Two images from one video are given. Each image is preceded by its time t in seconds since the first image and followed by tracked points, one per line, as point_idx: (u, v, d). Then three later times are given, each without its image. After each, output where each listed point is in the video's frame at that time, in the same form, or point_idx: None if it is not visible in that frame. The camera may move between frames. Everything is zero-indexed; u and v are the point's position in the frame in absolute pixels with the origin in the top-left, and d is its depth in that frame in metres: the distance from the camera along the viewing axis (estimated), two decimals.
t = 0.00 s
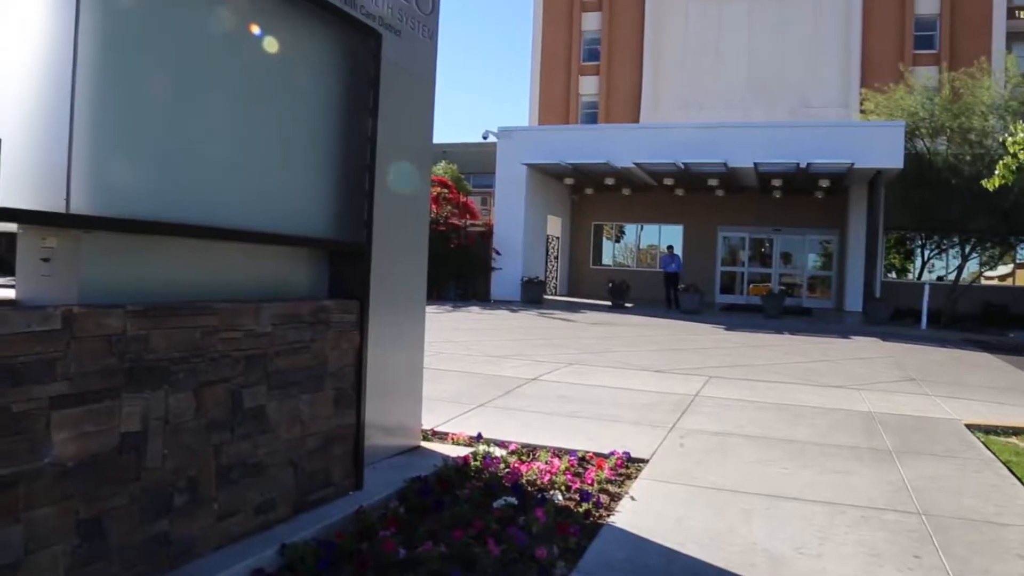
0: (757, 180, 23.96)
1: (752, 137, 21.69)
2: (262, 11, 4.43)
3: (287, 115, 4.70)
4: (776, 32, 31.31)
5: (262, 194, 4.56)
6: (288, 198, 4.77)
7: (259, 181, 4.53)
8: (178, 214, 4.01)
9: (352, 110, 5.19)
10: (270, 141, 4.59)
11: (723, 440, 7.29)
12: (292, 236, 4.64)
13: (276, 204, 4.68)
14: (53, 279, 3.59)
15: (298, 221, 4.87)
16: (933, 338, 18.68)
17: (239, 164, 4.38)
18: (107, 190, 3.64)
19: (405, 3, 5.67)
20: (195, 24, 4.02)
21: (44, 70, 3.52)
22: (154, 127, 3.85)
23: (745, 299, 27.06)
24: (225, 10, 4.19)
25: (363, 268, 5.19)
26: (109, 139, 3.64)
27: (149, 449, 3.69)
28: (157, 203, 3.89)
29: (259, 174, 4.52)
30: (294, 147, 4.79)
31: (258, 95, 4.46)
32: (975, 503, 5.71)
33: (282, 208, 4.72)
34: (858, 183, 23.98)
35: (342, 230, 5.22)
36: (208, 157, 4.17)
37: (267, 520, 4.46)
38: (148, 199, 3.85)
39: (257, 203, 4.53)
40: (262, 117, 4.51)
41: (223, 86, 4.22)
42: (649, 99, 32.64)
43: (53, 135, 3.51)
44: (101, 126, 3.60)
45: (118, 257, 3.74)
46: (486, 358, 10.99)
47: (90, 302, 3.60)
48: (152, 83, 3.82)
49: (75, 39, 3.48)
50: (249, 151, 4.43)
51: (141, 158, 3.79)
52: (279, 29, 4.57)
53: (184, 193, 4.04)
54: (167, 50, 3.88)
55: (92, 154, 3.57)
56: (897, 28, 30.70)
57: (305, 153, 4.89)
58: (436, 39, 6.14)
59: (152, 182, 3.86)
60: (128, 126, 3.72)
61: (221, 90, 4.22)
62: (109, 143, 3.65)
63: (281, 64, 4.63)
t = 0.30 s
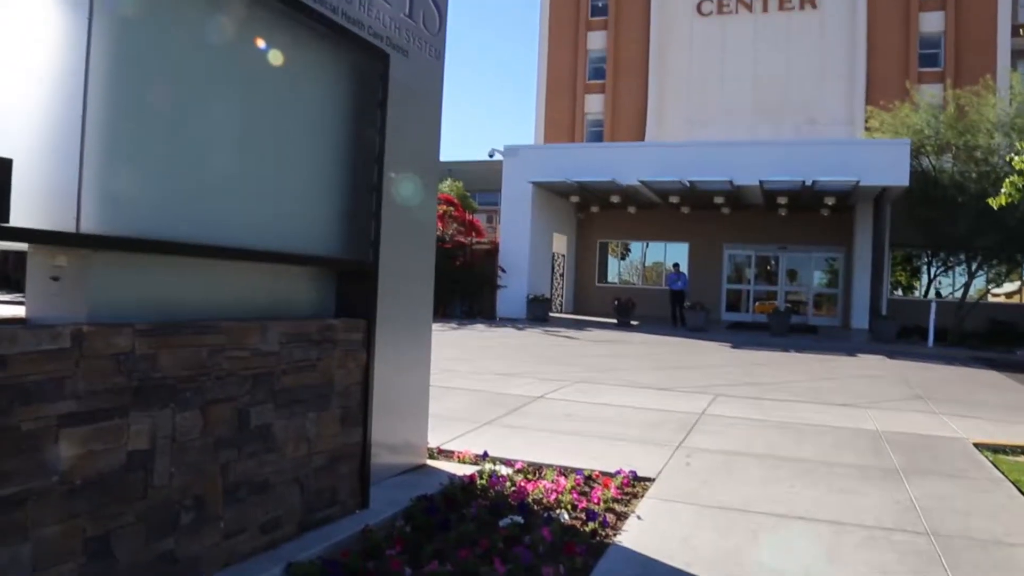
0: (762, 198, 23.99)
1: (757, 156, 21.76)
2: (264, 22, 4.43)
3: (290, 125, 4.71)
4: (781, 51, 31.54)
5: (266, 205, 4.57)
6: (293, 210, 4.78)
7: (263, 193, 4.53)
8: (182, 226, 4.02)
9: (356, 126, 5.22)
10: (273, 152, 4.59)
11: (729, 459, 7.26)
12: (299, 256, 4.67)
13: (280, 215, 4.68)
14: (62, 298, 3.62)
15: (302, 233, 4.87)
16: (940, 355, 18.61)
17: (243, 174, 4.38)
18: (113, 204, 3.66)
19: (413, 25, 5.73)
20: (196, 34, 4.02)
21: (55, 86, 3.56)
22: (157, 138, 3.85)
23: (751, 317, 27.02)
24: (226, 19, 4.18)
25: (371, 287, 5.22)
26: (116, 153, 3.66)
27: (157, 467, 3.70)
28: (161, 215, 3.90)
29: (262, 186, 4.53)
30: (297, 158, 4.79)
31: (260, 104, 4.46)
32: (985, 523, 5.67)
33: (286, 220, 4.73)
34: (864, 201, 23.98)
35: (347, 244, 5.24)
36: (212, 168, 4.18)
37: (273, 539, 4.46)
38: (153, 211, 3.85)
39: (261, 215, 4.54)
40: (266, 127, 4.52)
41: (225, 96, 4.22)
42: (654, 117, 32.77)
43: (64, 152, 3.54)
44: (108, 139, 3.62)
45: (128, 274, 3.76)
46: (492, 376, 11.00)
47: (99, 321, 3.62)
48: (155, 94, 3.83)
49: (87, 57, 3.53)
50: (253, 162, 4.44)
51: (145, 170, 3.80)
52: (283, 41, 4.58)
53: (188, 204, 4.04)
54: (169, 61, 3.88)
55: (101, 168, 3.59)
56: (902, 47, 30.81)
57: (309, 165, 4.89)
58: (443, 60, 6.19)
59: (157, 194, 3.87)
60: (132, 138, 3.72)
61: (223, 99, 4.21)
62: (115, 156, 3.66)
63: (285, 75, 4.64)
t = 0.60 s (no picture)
0: (768, 216, 24.00)
1: (762, 175, 21.80)
2: (267, 30, 4.42)
3: (294, 132, 4.71)
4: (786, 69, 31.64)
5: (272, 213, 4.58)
6: (299, 218, 4.79)
7: (269, 202, 4.54)
8: (190, 236, 4.03)
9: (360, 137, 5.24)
10: (278, 159, 4.59)
11: (736, 479, 7.23)
12: (307, 277, 4.69)
13: (287, 224, 4.69)
14: (70, 318, 3.63)
15: (309, 242, 4.89)
16: (947, 373, 18.52)
17: (248, 182, 4.38)
18: (123, 217, 3.69)
19: (421, 46, 5.79)
20: (197, 41, 4.01)
21: (66, 95, 3.62)
22: (163, 149, 3.86)
23: (756, 335, 26.96)
24: (225, 25, 4.17)
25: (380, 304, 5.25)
26: (124, 165, 3.68)
27: (164, 486, 3.71)
28: (169, 226, 3.92)
29: (267, 195, 4.53)
30: (302, 165, 4.79)
31: (262, 111, 4.45)
32: (993, 543, 5.64)
33: (292, 228, 4.74)
34: (869, 219, 23.97)
35: (354, 252, 5.26)
36: (217, 176, 4.18)
37: (280, 558, 4.45)
38: (160, 221, 3.87)
39: (268, 222, 4.54)
40: (269, 134, 4.52)
41: (227, 104, 4.21)
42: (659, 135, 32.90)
43: (74, 166, 3.59)
44: (116, 152, 3.65)
45: (138, 289, 3.80)
46: (497, 395, 10.99)
47: (108, 341, 3.65)
48: (160, 105, 3.84)
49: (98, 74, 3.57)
50: (256, 169, 4.44)
51: (153, 182, 3.83)
52: (286, 49, 4.58)
53: (195, 213, 4.06)
54: (172, 71, 3.89)
55: (109, 181, 3.62)
56: (906, 65, 30.89)
57: (314, 174, 4.90)
58: (450, 81, 6.25)
59: (164, 206, 3.89)
60: (139, 151, 3.75)
61: (226, 109, 4.22)
62: (123, 169, 3.68)
63: (288, 83, 4.64)
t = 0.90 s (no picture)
0: (773, 235, 24.01)
1: (767, 193, 21.82)
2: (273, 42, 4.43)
3: (298, 138, 4.70)
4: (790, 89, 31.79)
5: (276, 219, 4.57)
6: (304, 223, 4.79)
7: (273, 209, 4.54)
8: (196, 245, 4.04)
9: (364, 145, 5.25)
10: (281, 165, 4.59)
11: (743, 499, 7.19)
12: (314, 296, 4.70)
13: (292, 229, 4.69)
14: (80, 339, 3.65)
15: (315, 248, 4.89)
16: (954, 393, 18.43)
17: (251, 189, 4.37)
18: (133, 228, 3.71)
19: (428, 68, 5.84)
20: (200, 50, 4.01)
21: (73, 102, 3.68)
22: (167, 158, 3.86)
23: (762, 354, 26.88)
24: (233, 37, 4.19)
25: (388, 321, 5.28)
26: (132, 176, 3.70)
27: (171, 507, 3.71)
28: (175, 235, 3.92)
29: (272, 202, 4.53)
30: (304, 170, 4.78)
31: (267, 120, 4.46)
32: (1003, 565, 5.59)
33: (297, 234, 4.74)
34: (874, 237, 23.94)
35: (358, 258, 5.27)
36: (220, 184, 4.18)
37: None
38: (167, 230, 3.88)
39: (272, 229, 4.54)
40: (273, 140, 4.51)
41: (231, 113, 4.21)
42: (664, 155, 33.00)
43: (84, 180, 3.62)
44: (124, 164, 3.66)
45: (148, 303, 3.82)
46: (503, 414, 10.98)
47: (116, 362, 3.66)
48: (164, 114, 3.84)
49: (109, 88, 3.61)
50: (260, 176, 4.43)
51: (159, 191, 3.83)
52: (293, 61, 4.58)
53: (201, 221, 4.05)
54: (177, 82, 3.89)
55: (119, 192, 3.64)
56: (909, 83, 30.96)
57: (318, 179, 4.89)
58: (456, 102, 6.29)
59: (169, 215, 3.89)
60: (146, 161, 3.76)
61: (233, 119, 4.23)
62: (131, 179, 3.69)
63: (293, 93, 4.65)
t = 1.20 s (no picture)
0: (777, 255, 24.00)
1: (771, 214, 21.85)
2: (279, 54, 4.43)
3: (302, 149, 4.71)
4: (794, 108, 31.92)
5: (282, 229, 4.58)
6: (310, 233, 4.80)
7: (279, 223, 4.56)
8: (202, 255, 4.05)
9: (366, 158, 5.26)
10: (286, 176, 4.60)
11: (749, 521, 7.15)
12: (321, 317, 4.70)
13: (297, 240, 4.70)
14: (88, 360, 3.66)
15: (320, 257, 4.89)
16: (960, 412, 18.32)
17: (256, 200, 4.39)
18: (141, 243, 3.73)
19: (434, 91, 5.88)
20: (207, 64, 4.04)
21: (81, 113, 3.73)
22: (173, 170, 3.88)
23: (767, 373, 26.77)
24: (241, 52, 4.22)
25: (393, 342, 5.29)
26: (141, 188, 3.72)
27: (176, 529, 3.71)
28: (183, 245, 3.94)
29: (277, 212, 4.53)
30: (310, 180, 4.79)
31: (273, 133, 4.48)
32: None
33: (303, 244, 4.74)
34: (879, 257, 23.91)
35: (364, 270, 5.29)
36: (226, 196, 4.19)
37: None
38: (175, 242, 3.90)
39: (278, 238, 4.55)
40: (277, 151, 4.52)
41: (237, 125, 4.24)
42: (668, 174, 33.10)
43: (95, 194, 3.65)
44: (133, 178, 3.69)
45: (156, 320, 3.83)
46: (508, 434, 10.94)
47: (124, 384, 3.67)
48: (172, 127, 3.87)
49: (123, 106, 3.64)
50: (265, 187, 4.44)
51: (167, 204, 3.85)
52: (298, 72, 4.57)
53: (207, 232, 4.08)
54: (184, 95, 3.92)
55: (128, 207, 3.66)
56: (912, 103, 31.04)
57: (324, 191, 4.92)
58: (462, 125, 6.34)
59: (177, 226, 3.91)
60: (154, 175, 3.78)
61: (239, 132, 4.25)
62: (139, 193, 3.72)
63: (298, 105, 4.65)
